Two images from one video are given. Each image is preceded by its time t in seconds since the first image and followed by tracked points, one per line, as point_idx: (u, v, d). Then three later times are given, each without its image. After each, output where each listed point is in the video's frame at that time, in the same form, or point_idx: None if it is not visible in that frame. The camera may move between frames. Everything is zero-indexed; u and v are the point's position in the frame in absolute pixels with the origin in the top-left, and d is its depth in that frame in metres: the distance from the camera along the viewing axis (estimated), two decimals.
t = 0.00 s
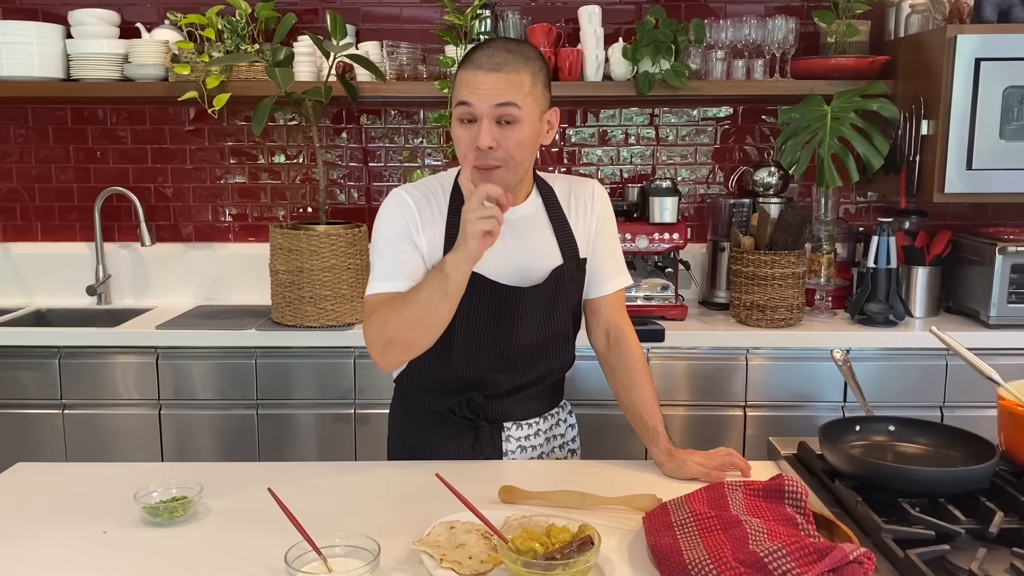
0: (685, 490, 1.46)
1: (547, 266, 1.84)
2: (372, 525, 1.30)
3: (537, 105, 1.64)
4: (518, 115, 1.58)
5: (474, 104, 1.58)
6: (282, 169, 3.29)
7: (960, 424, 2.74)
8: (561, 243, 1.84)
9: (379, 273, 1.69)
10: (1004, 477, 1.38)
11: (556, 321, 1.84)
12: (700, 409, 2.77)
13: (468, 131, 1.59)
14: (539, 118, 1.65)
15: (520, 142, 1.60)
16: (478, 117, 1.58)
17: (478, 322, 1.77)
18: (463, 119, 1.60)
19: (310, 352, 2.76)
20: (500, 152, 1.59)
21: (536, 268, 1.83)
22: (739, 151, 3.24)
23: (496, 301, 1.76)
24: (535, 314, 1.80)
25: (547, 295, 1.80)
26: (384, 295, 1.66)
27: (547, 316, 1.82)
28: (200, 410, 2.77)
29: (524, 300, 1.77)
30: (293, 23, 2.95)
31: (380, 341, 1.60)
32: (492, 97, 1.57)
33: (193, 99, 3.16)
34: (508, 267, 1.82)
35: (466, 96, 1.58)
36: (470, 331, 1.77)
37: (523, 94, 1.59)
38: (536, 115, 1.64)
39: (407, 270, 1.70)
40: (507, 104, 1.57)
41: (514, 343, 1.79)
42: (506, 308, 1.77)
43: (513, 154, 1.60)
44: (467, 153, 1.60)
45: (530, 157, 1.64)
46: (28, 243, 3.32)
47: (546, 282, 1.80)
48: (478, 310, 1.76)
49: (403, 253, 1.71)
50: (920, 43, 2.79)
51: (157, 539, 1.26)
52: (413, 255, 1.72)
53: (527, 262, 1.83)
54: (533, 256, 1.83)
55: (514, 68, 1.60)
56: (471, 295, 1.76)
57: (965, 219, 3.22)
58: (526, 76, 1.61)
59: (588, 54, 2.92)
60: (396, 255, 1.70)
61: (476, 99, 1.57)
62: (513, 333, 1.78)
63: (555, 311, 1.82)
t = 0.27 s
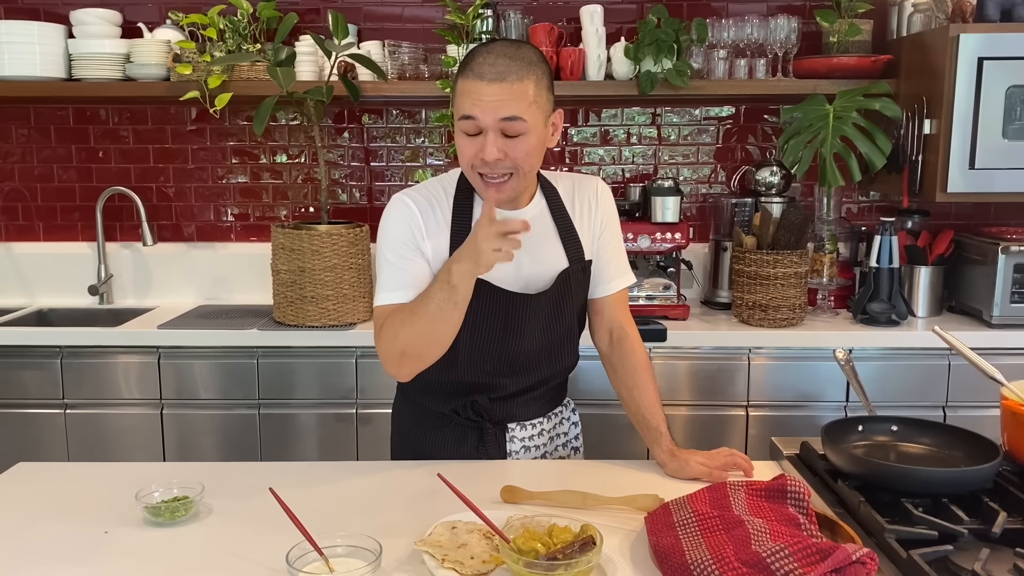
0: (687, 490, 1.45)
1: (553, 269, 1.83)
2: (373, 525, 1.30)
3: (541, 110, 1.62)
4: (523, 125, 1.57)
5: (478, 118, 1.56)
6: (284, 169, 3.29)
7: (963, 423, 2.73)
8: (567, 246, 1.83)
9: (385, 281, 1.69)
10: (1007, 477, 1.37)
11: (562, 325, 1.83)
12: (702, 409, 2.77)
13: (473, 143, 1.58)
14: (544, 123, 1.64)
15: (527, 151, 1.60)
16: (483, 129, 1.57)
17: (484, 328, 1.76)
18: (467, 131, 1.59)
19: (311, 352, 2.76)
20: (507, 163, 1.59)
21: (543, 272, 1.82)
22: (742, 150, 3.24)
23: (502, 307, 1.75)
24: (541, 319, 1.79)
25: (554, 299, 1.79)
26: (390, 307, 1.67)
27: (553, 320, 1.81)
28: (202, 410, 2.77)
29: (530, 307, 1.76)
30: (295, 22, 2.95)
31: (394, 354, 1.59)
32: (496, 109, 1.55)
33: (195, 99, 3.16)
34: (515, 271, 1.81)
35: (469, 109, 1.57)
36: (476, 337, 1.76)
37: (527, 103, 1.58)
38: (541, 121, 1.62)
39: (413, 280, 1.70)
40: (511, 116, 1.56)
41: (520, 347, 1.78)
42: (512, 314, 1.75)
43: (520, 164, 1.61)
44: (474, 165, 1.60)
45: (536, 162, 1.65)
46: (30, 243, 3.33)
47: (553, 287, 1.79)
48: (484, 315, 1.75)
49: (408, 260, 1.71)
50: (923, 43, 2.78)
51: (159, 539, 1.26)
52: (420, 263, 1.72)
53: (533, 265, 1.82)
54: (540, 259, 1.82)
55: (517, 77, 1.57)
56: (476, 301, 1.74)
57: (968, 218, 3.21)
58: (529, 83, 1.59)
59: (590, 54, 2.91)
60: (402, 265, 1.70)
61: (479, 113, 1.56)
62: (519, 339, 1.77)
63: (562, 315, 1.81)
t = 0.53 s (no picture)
0: (690, 491, 1.45)
1: (553, 270, 1.83)
2: (374, 526, 1.30)
3: (535, 108, 1.62)
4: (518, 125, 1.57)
5: (472, 118, 1.55)
6: (286, 168, 3.29)
7: (966, 424, 2.73)
8: (566, 247, 1.83)
9: (381, 290, 1.68)
10: (1011, 478, 1.37)
11: (562, 327, 1.82)
12: (704, 409, 2.77)
13: (469, 145, 1.58)
14: (539, 122, 1.64)
15: (523, 151, 1.59)
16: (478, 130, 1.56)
17: (483, 332, 1.75)
18: (461, 132, 1.59)
19: (313, 351, 2.75)
20: (503, 164, 1.58)
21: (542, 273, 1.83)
22: (744, 150, 3.23)
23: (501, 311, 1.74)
24: (541, 322, 1.78)
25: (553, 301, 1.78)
26: (388, 315, 1.66)
27: (554, 323, 1.80)
28: (204, 410, 2.77)
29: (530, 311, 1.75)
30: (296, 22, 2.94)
31: (391, 363, 1.58)
32: (490, 110, 1.54)
33: (196, 98, 3.15)
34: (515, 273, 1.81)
35: (463, 109, 1.56)
36: (476, 341, 1.76)
37: (521, 102, 1.57)
38: (536, 119, 1.62)
39: (410, 288, 1.69)
40: (506, 115, 1.55)
41: (521, 350, 1.78)
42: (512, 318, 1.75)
43: (516, 163, 1.60)
44: (470, 167, 1.59)
45: (532, 162, 1.64)
46: (32, 243, 3.33)
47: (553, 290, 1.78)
48: (484, 320, 1.74)
49: (404, 267, 1.71)
50: (926, 42, 2.78)
51: (160, 539, 1.26)
52: (415, 270, 1.72)
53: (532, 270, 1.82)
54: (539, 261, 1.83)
55: (510, 76, 1.57)
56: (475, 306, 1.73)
57: (971, 218, 3.21)
58: (523, 82, 1.58)
59: (592, 53, 2.91)
60: (400, 272, 1.69)
61: (474, 113, 1.55)
62: (519, 342, 1.77)
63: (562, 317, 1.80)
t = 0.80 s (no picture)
0: (694, 492, 1.44)
1: (552, 271, 1.83)
2: (378, 527, 1.29)
3: (538, 94, 1.64)
4: (523, 106, 1.59)
5: (478, 100, 1.57)
6: (288, 168, 3.29)
7: (969, 424, 2.72)
8: (565, 247, 1.82)
9: (372, 297, 1.68)
10: (1017, 479, 1.36)
11: (562, 326, 1.82)
12: (707, 409, 2.76)
13: (473, 128, 1.58)
14: (541, 108, 1.66)
15: (528, 133, 1.60)
16: (483, 112, 1.58)
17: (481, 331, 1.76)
18: (465, 116, 1.59)
19: (316, 351, 2.75)
20: (509, 146, 1.59)
21: (541, 273, 1.82)
22: (747, 150, 3.23)
23: (499, 310, 1.75)
24: (540, 321, 1.78)
25: (551, 300, 1.78)
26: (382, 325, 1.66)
27: (553, 321, 1.81)
28: (206, 409, 2.77)
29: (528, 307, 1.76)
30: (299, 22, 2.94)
31: (383, 374, 1.60)
32: (496, 90, 1.56)
33: (199, 99, 3.15)
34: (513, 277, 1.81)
35: (469, 91, 1.57)
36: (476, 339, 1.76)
37: (526, 85, 1.59)
38: (539, 103, 1.64)
39: (400, 296, 1.69)
40: (511, 96, 1.57)
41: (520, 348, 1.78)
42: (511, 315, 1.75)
43: (521, 148, 1.61)
44: (474, 152, 1.60)
45: (535, 149, 1.65)
46: (35, 242, 3.33)
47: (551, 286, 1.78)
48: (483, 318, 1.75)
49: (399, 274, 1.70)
50: (930, 41, 2.77)
51: (164, 540, 1.26)
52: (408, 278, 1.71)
53: (531, 271, 1.82)
54: (538, 261, 1.82)
55: (513, 58, 1.59)
56: (472, 304, 1.75)
57: (974, 218, 3.20)
58: (526, 64, 1.61)
59: (595, 53, 2.90)
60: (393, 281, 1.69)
61: (480, 95, 1.57)
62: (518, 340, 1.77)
63: (561, 315, 1.81)
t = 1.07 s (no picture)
0: (696, 493, 1.44)
1: (550, 268, 1.82)
2: (381, 527, 1.29)
3: (539, 85, 1.67)
4: (524, 92, 1.61)
5: (480, 87, 1.59)
6: (290, 168, 3.29)
7: (971, 424, 2.72)
8: (561, 243, 1.82)
9: (366, 296, 1.69)
10: (1020, 480, 1.36)
11: (558, 324, 1.83)
12: (708, 410, 2.76)
13: (476, 115, 1.60)
14: (541, 99, 1.68)
15: (531, 119, 1.62)
16: (486, 99, 1.60)
17: (478, 329, 1.77)
18: (467, 105, 1.61)
19: (318, 352, 2.75)
20: (512, 132, 1.60)
21: (539, 272, 1.81)
22: (749, 150, 3.22)
23: (496, 308, 1.75)
24: (537, 321, 1.79)
25: (548, 299, 1.79)
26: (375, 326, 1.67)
27: (549, 321, 1.81)
28: (208, 410, 2.77)
29: (526, 307, 1.75)
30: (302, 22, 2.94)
31: (373, 375, 1.61)
32: (498, 76, 1.59)
33: (201, 99, 3.16)
34: (510, 277, 1.80)
35: (471, 79, 1.59)
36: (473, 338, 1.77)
37: (527, 73, 1.62)
38: (539, 93, 1.67)
39: (393, 296, 1.70)
40: (513, 81, 1.60)
41: (516, 347, 1.79)
42: (508, 315, 1.75)
43: (523, 134, 1.62)
44: (478, 139, 1.60)
45: (536, 138, 1.66)
46: (37, 242, 3.33)
47: (549, 285, 1.78)
48: (480, 318, 1.75)
49: (393, 273, 1.71)
50: (933, 41, 2.77)
51: (165, 541, 1.26)
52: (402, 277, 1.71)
53: (528, 268, 1.81)
54: (535, 259, 1.81)
55: (513, 47, 1.62)
56: (469, 302, 1.74)
57: (977, 218, 3.20)
58: (525, 54, 1.64)
59: (597, 53, 2.90)
60: (388, 283, 1.69)
61: (482, 81, 1.59)
62: (514, 339, 1.78)
63: (557, 314, 1.81)
